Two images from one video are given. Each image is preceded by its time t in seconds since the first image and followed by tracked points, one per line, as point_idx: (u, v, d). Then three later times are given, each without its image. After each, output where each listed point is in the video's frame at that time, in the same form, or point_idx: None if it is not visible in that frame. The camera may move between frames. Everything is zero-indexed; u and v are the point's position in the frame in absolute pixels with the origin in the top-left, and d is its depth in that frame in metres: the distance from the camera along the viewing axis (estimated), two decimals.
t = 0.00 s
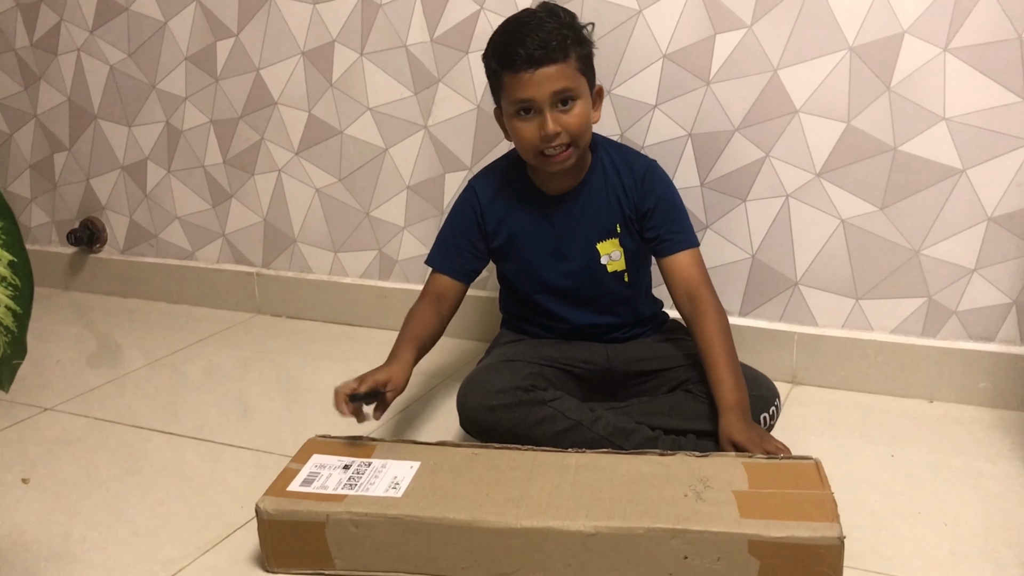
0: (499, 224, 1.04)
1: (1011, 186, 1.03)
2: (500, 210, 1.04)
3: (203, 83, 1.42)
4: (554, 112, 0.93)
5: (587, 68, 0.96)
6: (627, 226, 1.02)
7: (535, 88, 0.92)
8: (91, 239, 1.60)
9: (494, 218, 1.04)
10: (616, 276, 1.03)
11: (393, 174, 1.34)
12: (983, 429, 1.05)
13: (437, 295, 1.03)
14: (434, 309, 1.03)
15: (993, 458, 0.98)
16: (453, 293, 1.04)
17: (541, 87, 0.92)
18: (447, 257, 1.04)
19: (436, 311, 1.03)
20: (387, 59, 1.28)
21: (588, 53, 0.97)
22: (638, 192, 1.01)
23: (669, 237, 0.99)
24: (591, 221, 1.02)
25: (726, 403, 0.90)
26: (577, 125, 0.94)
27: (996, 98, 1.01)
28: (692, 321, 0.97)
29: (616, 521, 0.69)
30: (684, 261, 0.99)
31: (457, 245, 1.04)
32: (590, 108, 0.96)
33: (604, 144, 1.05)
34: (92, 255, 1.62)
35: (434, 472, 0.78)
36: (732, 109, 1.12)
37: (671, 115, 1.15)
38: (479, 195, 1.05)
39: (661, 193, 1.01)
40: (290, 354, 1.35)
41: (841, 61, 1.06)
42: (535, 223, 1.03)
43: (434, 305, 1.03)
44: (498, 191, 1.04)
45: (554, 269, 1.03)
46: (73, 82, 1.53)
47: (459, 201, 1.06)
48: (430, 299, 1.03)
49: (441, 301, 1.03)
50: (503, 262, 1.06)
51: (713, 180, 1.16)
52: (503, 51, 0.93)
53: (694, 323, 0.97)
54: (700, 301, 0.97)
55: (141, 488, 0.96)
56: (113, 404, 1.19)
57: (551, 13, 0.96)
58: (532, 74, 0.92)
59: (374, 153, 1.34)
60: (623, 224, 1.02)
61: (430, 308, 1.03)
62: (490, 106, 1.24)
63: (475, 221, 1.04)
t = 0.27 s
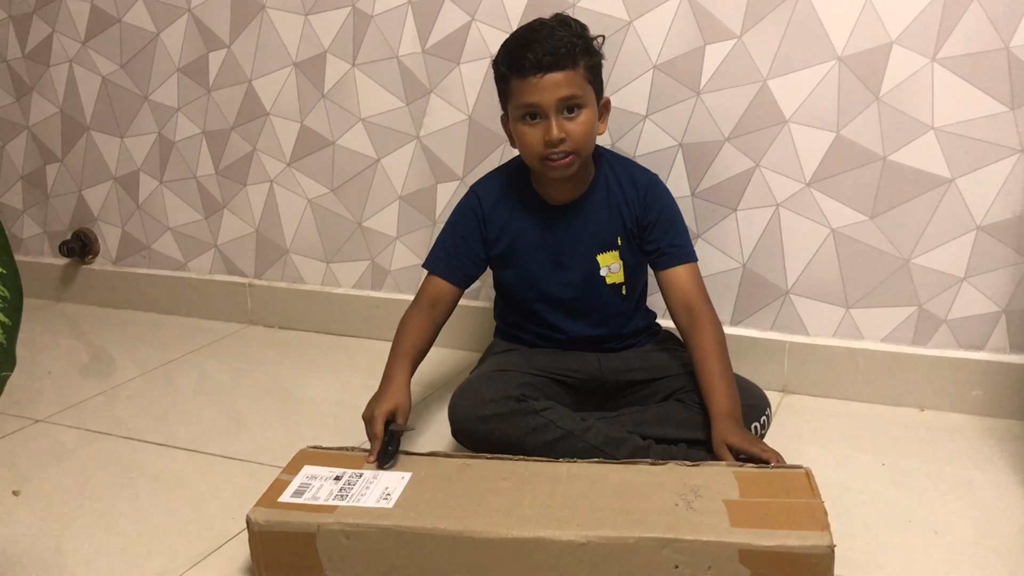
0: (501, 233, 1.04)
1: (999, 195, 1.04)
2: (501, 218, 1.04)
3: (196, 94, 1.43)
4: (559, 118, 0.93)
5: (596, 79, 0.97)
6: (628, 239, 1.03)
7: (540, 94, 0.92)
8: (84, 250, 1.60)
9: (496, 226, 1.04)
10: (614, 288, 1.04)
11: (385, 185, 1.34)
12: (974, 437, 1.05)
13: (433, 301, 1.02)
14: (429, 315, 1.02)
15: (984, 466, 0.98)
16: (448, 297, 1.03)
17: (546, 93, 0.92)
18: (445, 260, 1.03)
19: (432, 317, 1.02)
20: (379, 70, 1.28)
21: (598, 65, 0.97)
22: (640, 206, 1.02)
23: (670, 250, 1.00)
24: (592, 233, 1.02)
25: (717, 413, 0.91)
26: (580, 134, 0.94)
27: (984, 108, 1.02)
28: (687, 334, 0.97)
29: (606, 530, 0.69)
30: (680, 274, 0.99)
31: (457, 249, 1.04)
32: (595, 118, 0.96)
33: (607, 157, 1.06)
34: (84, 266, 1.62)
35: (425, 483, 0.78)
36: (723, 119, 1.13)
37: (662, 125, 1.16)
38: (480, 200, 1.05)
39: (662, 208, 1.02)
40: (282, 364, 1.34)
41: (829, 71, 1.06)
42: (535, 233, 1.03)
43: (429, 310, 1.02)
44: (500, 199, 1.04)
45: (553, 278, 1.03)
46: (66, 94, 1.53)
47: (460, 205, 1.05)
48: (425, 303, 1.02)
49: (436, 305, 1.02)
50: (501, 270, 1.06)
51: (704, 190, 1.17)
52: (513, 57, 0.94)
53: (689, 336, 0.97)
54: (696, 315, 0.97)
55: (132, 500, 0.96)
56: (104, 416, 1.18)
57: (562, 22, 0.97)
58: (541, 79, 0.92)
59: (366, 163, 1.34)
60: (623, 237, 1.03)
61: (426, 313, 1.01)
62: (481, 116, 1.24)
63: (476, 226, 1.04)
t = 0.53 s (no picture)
0: (501, 242, 1.04)
1: (985, 202, 1.05)
2: (502, 226, 1.04)
3: (189, 102, 1.43)
4: (555, 138, 0.93)
5: (593, 97, 0.97)
6: (627, 252, 1.04)
7: (536, 114, 0.93)
8: (76, 257, 1.60)
9: (496, 235, 1.04)
10: (611, 300, 1.05)
11: (377, 192, 1.34)
12: (962, 442, 1.06)
13: (431, 306, 1.03)
14: (426, 320, 1.02)
15: (971, 471, 0.99)
16: (445, 302, 1.04)
17: (542, 113, 0.93)
18: (447, 268, 1.04)
19: (429, 322, 1.02)
20: (371, 79, 1.29)
21: (595, 82, 0.97)
22: (640, 220, 1.03)
23: (668, 264, 1.02)
24: (591, 245, 1.03)
25: (709, 415, 0.91)
26: (577, 152, 0.94)
27: (969, 116, 1.03)
28: (683, 342, 0.98)
29: (596, 534, 0.70)
30: (677, 288, 1.01)
31: (459, 258, 1.04)
32: (593, 136, 0.96)
33: (608, 170, 1.07)
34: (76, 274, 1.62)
35: (417, 488, 0.78)
36: (712, 127, 1.14)
37: (652, 133, 1.17)
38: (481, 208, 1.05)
39: (662, 222, 1.03)
40: (274, 371, 1.35)
41: (817, 80, 1.08)
42: (535, 243, 1.04)
43: (426, 315, 1.02)
44: (501, 208, 1.05)
45: (551, 289, 1.04)
46: (59, 101, 1.54)
47: (461, 213, 1.06)
48: (423, 309, 1.02)
49: (433, 311, 1.03)
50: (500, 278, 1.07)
51: (693, 198, 1.17)
52: (510, 77, 0.95)
53: (684, 344, 0.98)
54: (693, 324, 0.99)
55: (124, 507, 0.96)
56: (96, 423, 1.18)
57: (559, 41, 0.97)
58: (537, 100, 0.92)
59: (358, 171, 1.35)
60: (623, 251, 1.04)
61: (423, 319, 1.02)
62: (473, 124, 1.25)
63: (478, 234, 1.04)
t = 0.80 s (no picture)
0: (504, 263, 1.07)
1: (974, 209, 1.07)
2: (506, 248, 1.07)
3: (187, 109, 1.44)
4: (544, 181, 0.94)
5: (582, 131, 0.96)
6: (627, 271, 1.06)
7: (524, 162, 0.93)
8: (75, 263, 1.61)
9: (499, 258, 1.07)
10: (611, 317, 1.07)
11: (374, 198, 1.36)
12: (951, 445, 1.07)
13: (436, 326, 1.04)
14: (430, 339, 1.04)
15: (961, 473, 1.00)
16: (450, 322, 1.05)
17: (529, 161, 0.92)
18: (451, 288, 1.06)
19: (434, 341, 1.04)
20: (369, 86, 1.30)
21: (584, 115, 0.96)
22: (639, 237, 1.05)
23: (667, 279, 1.02)
24: (591, 265, 1.05)
25: (693, 417, 0.92)
26: (567, 192, 0.95)
27: (957, 124, 1.04)
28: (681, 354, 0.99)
29: (590, 535, 0.71)
30: (678, 301, 1.02)
31: (463, 276, 1.06)
32: (583, 170, 0.96)
33: (609, 187, 1.08)
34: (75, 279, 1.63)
35: (414, 490, 0.79)
36: (705, 134, 1.15)
37: (646, 140, 1.18)
38: (484, 229, 1.08)
39: (661, 238, 1.04)
40: (271, 376, 1.36)
41: (808, 88, 1.09)
42: (537, 264, 1.06)
43: (430, 334, 1.04)
44: (504, 231, 1.07)
45: (552, 308, 1.06)
46: (58, 108, 1.55)
47: (466, 233, 1.08)
48: (428, 328, 1.04)
49: (438, 330, 1.04)
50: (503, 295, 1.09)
51: (687, 204, 1.19)
52: (499, 121, 0.94)
53: (681, 356, 0.99)
54: (691, 338, 0.99)
55: (123, 509, 0.97)
56: (95, 426, 1.19)
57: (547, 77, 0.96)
58: (524, 147, 0.92)
59: (356, 177, 1.36)
60: (622, 269, 1.06)
61: (428, 337, 1.04)
62: (469, 131, 1.26)
63: (481, 255, 1.07)
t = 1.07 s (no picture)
0: (506, 270, 1.08)
1: (971, 212, 1.07)
2: (506, 256, 1.08)
3: (190, 112, 1.45)
4: (537, 194, 0.94)
5: (577, 143, 0.96)
6: (627, 272, 1.06)
7: (518, 173, 0.93)
8: (77, 265, 1.62)
9: (500, 266, 1.08)
10: (612, 319, 1.07)
11: (376, 201, 1.37)
12: (949, 446, 1.08)
13: (443, 336, 1.05)
14: (437, 349, 1.04)
15: (958, 474, 1.01)
16: (456, 331, 1.06)
17: (523, 173, 0.93)
18: (453, 297, 1.06)
19: (442, 352, 1.04)
20: (371, 89, 1.31)
21: (579, 127, 0.96)
22: (638, 238, 1.05)
23: (667, 279, 1.03)
24: (592, 268, 1.05)
25: (694, 416, 0.93)
26: (561, 203, 0.95)
27: (955, 128, 1.05)
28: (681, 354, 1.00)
29: (591, 533, 0.72)
30: (678, 301, 1.02)
31: (464, 285, 1.07)
32: (578, 182, 0.96)
33: (608, 190, 1.08)
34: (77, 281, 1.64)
35: (416, 490, 0.80)
36: (705, 138, 1.16)
37: (646, 144, 1.19)
38: (485, 237, 1.08)
39: (660, 238, 1.04)
40: (273, 378, 1.36)
41: (807, 92, 1.10)
42: (539, 271, 1.07)
43: (437, 344, 1.04)
44: (504, 238, 1.08)
45: (554, 313, 1.07)
46: (61, 111, 1.55)
47: (467, 241, 1.09)
48: (435, 338, 1.05)
49: (445, 341, 1.05)
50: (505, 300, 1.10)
51: (687, 207, 1.20)
52: (494, 131, 0.95)
53: (681, 356, 1.00)
54: (692, 337, 1.00)
55: (126, 509, 0.97)
56: (97, 427, 1.20)
57: (543, 88, 0.96)
58: (517, 160, 0.93)
59: (357, 180, 1.37)
60: (622, 270, 1.06)
61: (435, 348, 1.04)
62: (470, 134, 1.27)
63: (482, 263, 1.08)
